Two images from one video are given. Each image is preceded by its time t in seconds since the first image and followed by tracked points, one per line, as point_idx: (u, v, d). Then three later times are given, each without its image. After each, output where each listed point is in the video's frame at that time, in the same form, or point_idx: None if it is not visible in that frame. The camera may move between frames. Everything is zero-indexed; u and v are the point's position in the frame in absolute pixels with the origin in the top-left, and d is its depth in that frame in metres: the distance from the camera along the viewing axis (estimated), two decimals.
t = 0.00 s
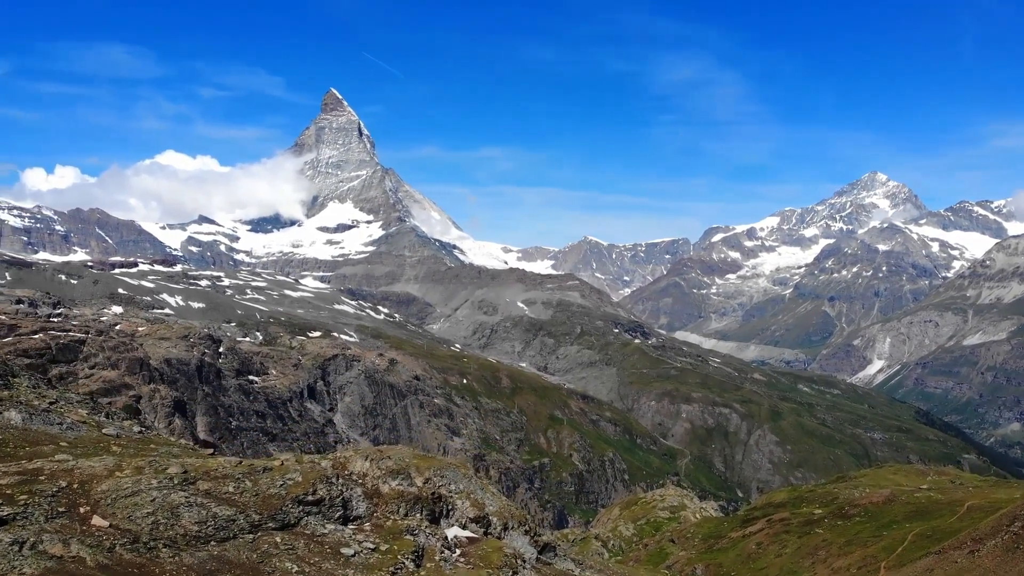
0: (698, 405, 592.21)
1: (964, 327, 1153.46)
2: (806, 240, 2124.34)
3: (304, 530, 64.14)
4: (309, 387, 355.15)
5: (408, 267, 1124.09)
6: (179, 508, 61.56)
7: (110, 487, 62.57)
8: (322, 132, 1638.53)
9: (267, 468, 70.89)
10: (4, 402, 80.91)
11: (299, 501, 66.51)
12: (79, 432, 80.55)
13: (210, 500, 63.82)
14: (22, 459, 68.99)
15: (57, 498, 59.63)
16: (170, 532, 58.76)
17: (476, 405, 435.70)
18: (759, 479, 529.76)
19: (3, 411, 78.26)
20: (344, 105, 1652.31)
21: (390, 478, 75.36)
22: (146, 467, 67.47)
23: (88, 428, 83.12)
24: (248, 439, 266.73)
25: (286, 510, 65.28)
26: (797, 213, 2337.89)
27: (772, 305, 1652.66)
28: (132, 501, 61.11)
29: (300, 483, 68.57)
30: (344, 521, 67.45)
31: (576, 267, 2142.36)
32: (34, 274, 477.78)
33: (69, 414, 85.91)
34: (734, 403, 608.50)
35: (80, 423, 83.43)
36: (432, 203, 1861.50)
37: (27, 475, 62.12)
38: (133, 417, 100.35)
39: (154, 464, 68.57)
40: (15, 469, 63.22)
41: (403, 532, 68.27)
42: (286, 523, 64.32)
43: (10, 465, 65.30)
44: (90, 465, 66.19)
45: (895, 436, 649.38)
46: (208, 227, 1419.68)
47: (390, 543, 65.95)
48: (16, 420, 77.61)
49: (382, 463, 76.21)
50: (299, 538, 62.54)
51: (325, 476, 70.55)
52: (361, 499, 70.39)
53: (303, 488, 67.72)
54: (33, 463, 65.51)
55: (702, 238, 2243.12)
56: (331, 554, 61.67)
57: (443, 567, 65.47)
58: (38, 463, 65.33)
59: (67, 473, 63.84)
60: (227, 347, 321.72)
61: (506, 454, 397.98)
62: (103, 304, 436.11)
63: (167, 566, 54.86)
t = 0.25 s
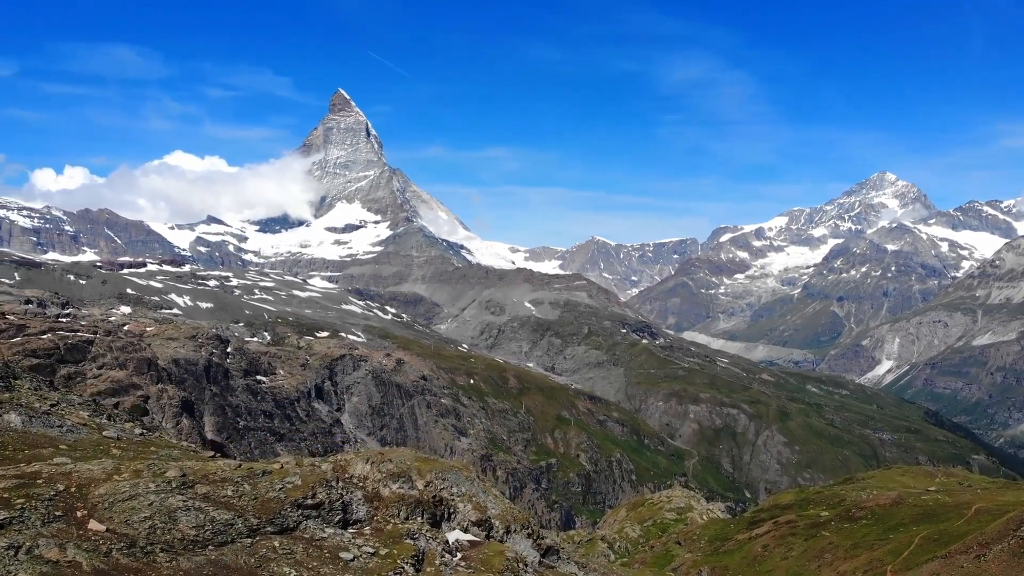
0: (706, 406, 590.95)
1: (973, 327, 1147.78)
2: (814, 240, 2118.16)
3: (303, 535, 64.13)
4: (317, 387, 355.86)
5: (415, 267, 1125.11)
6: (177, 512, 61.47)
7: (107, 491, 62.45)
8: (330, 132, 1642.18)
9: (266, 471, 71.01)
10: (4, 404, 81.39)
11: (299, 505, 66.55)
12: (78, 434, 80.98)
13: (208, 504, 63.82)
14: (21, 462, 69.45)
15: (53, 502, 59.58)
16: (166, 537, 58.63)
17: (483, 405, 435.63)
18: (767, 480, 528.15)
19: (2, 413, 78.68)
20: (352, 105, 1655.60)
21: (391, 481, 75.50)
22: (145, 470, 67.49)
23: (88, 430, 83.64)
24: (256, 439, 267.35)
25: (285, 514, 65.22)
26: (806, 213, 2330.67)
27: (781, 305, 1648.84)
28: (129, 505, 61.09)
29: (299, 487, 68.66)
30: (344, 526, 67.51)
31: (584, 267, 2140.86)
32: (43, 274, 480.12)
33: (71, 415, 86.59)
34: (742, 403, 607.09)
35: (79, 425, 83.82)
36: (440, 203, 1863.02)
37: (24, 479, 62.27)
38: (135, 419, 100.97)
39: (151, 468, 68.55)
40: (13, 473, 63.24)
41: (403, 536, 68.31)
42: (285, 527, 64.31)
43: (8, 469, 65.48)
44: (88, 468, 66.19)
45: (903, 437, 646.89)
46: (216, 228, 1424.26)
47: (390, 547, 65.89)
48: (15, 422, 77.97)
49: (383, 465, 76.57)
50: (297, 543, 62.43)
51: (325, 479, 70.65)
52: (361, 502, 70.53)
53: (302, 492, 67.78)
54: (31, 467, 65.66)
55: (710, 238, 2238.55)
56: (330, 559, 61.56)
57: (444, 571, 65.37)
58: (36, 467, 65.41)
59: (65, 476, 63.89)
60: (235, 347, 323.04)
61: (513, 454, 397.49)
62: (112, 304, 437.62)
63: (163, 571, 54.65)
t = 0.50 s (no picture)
0: (715, 406, 589.52)
1: (984, 327, 1140.79)
2: (824, 239, 2109.23)
3: (303, 539, 64.46)
4: (325, 387, 356.89)
5: (423, 267, 1126.43)
6: (174, 515, 62.20)
7: (104, 494, 63.22)
8: (339, 133, 1645.78)
9: (265, 476, 71.67)
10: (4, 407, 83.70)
11: (298, 509, 67.14)
12: (77, 437, 83.84)
13: (207, 508, 64.44)
14: (21, 465, 71.28)
15: (50, 506, 60.29)
16: (164, 542, 59.24)
17: (491, 405, 435.75)
18: (776, 481, 526.55)
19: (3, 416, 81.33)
20: (361, 105, 1658.98)
21: (392, 484, 76.21)
22: (144, 473, 68.32)
23: (87, 433, 86.30)
24: (265, 440, 268.47)
25: (283, 518, 65.86)
26: (815, 213, 2321.61)
27: (790, 305, 1644.39)
28: (127, 508, 61.74)
29: (299, 490, 69.43)
30: (343, 529, 68.15)
31: (592, 267, 2138.28)
32: (53, 274, 482.64)
33: (70, 418, 89.11)
34: (751, 404, 605.34)
35: (78, 428, 86.33)
36: (448, 203, 1864.30)
37: (22, 484, 62.99)
38: (137, 422, 103.39)
39: (150, 471, 69.39)
40: (11, 477, 64.23)
41: (403, 540, 68.58)
42: (284, 531, 64.58)
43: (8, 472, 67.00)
44: (86, 472, 67.09)
45: (913, 437, 643.51)
46: (226, 228, 1428.78)
47: (390, 551, 66.06)
48: (16, 426, 80.77)
49: (384, 470, 77.18)
50: (296, 547, 62.71)
51: (325, 484, 71.31)
52: (362, 507, 71.14)
53: (301, 496, 68.54)
54: (30, 470, 66.79)
55: (719, 238, 2233.12)
56: (328, 564, 61.65)
57: None
58: (35, 470, 66.37)
59: (63, 480, 64.75)
60: (244, 347, 324.79)
61: (521, 454, 397.06)
62: (121, 304, 439.40)
63: None
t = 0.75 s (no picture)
0: (723, 407, 588.23)
1: (994, 327, 1134.50)
2: (832, 239, 2101.89)
3: (301, 543, 65.64)
4: (332, 387, 357.64)
5: (431, 267, 1127.45)
6: (171, 520, 63.35)
7: (101, 499, 64.65)
8: (347, 133, 1648.98)
9: (263, 479, 72.91)
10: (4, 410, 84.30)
11: (296, 513, 68.36)
12: (77, 440, 84.31)
13: (204, 513, 65.65)
14: (19, 467, 72.35)
15: (47, 509, 61.73)
16: (160, 546, 60.31)
17: (498, 405, 435.91)
18: (784, 482, 524.77)
19: (2, 419, 81.83)
20: (368, 106, 1662.33)
21: (392, 487, 76.78)
22: (143, 477, 70.14)
23: (88, 435, 86.89)
24: (273, 440, 269.34)
25: (282, 522, 67.11)
26: (824, 213, 2314.26)
27: (799, 305, 1640.18)
28: (124, 513, 63.12)
29: (297, 495, 70.71)
30: (342, 533, 69.22)
31: (600, 267, 2136.90)
32: (62, 274, 484.74)
33: (69, 421, 89.44)
34: (759, 404, 603.76)
35: (79, 430, 87.09)
36: (456, 204, 1865.46)
37: (20, 487, 64.56)
38: (138, 424, 103.91)
39: (148, 475, 70.77)
40: (10, 481, 65.74)
41: (403, 544, 69.33)
42: (282, 536, 65.77)
43: (7, 475, 68.29)
44: (85, 476, 68.65)
45: (922, 438, 640.53)
46: (234, 228, 1432.89)
47: (390, 555, 67.01)
48: (15, 427, 81.18)
49: (384, 473, 78.23)
50: (294, 552, 63.77)
51: (324, 488, 72.42)
52: (362, 511, 72.32)
53: (300, 500, 69.75)
54: (28, 474, 68.22)
55: (727, 238, 2228.30)
56: (326, 569, 62.53)
57: None
58: (34, 474, 68.05)
59: (61, 484, 66.32)
60: (251, 347, 326.25)
61: (528, 454, 396.66)
62: (129, 304, 441.12)
63: None
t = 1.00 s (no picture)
0: (733, 408, 586.53)
1: (1006, 327, 1127.08)
2: (843, 239, 2092.80)
3: (299, 547, 65.92)
4: (341, 387, 358.15)
5: (440, 267, 1129.24)
6: (168, 525, 63.56)
7: (98, 503, 65.16)
8: (356, 134, 1652.29)
9: (262, 484, 73.40)
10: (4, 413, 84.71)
11: (295, 518, 68.82)
12: (77, 443, 84.53)
13: (201, 517, 66.05)
14: (17, 472, 72.73)
15: (43, 515, 62.28)
16: (156, 551, 60.55)
17: (507, 405, 435.76)
18: (794, 483, 522.79)
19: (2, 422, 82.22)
20: (378, 106, 1666.55)
21: (392, 491, 78.34)
22: (139, 482, 70.65)
23: (88, 438, 87.27)
24: (282, 440, 269.99)
25: (280, 527, 67.37)
26: (835, 213, 2304.93)
27: (809, 305, 1635.18)
28: (121, 517, 63.55)
29: (296, 499, 71.20)
30: (342, 538, 69.70)
31: (609, 267, 2134.71)
32: (72, 275, 487.04)
33: (68, 424, 89.50)
34: (770, 405, 601.70)
35: (80, 434, 87.49)
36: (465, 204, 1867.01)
37: (16, 491, 65.18)
38: (140, 427, 104.18)
39: (146, 480, 71.40)
40: (7, 485, 66.36)
41: (403, 549, 69.68)
42: (280, 540, 66.15)
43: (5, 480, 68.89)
44: (82, 481, 69.28)
45: (933, 439, 637.25)
46: (244, 229, 1437.98)
47: (389, 560, 67.34)
48: (14, 431, 81.61)
49: (384, 477, 79.18)
50: (291, 557, 63.85)
51: (323, 492, 73.04)
52: (361, 515, 72.97)
53: (299, 505, 70.39)
54: (25, 478, 68.90)
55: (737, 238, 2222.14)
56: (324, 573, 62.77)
57: None
58: (31, 478, 68.71)
59: (57, 489, 67.02)
60: (261, 347, 327.39)
61: (537, 455, 396.20)
62: (139, 304, 443.29)
63: None
